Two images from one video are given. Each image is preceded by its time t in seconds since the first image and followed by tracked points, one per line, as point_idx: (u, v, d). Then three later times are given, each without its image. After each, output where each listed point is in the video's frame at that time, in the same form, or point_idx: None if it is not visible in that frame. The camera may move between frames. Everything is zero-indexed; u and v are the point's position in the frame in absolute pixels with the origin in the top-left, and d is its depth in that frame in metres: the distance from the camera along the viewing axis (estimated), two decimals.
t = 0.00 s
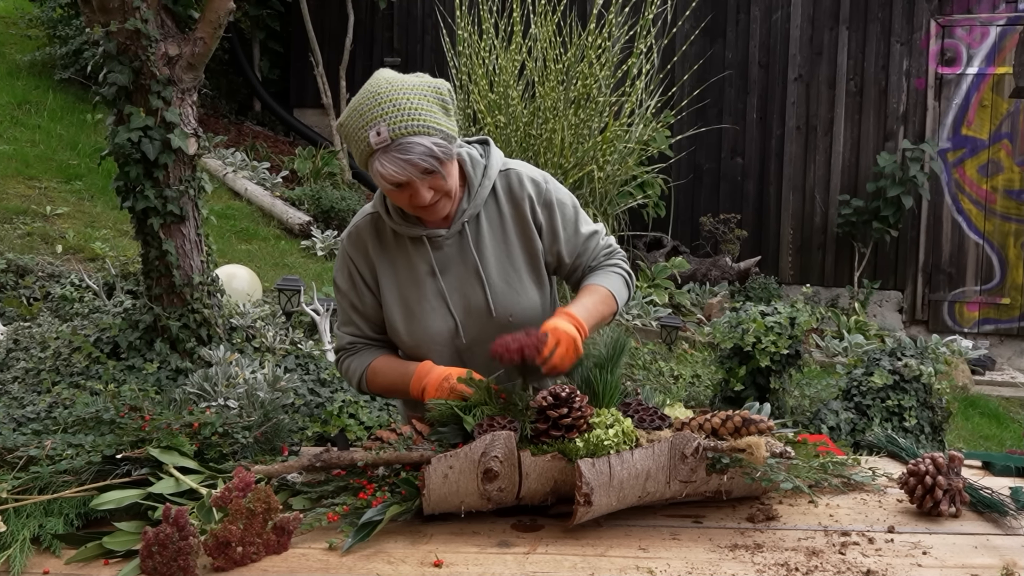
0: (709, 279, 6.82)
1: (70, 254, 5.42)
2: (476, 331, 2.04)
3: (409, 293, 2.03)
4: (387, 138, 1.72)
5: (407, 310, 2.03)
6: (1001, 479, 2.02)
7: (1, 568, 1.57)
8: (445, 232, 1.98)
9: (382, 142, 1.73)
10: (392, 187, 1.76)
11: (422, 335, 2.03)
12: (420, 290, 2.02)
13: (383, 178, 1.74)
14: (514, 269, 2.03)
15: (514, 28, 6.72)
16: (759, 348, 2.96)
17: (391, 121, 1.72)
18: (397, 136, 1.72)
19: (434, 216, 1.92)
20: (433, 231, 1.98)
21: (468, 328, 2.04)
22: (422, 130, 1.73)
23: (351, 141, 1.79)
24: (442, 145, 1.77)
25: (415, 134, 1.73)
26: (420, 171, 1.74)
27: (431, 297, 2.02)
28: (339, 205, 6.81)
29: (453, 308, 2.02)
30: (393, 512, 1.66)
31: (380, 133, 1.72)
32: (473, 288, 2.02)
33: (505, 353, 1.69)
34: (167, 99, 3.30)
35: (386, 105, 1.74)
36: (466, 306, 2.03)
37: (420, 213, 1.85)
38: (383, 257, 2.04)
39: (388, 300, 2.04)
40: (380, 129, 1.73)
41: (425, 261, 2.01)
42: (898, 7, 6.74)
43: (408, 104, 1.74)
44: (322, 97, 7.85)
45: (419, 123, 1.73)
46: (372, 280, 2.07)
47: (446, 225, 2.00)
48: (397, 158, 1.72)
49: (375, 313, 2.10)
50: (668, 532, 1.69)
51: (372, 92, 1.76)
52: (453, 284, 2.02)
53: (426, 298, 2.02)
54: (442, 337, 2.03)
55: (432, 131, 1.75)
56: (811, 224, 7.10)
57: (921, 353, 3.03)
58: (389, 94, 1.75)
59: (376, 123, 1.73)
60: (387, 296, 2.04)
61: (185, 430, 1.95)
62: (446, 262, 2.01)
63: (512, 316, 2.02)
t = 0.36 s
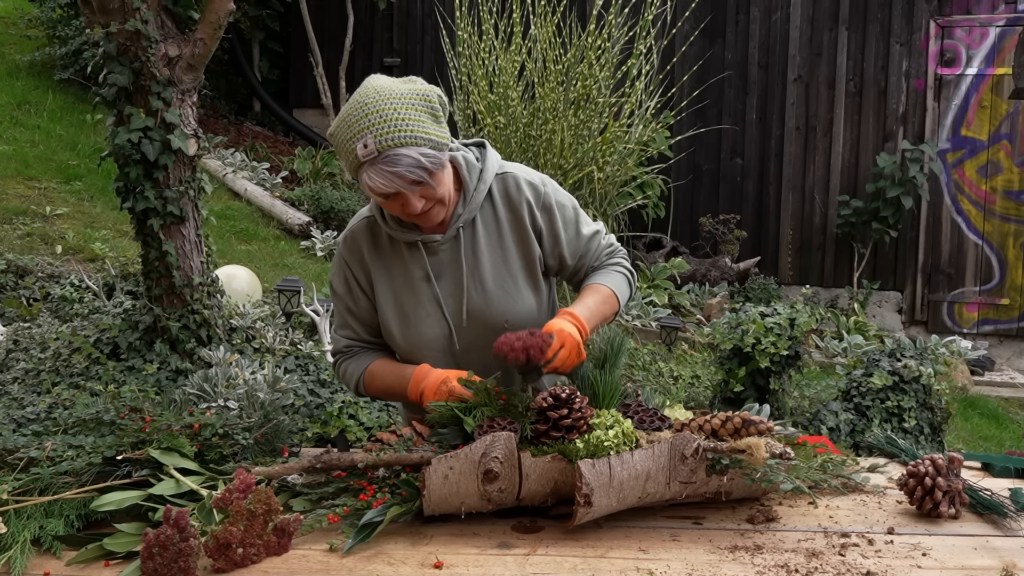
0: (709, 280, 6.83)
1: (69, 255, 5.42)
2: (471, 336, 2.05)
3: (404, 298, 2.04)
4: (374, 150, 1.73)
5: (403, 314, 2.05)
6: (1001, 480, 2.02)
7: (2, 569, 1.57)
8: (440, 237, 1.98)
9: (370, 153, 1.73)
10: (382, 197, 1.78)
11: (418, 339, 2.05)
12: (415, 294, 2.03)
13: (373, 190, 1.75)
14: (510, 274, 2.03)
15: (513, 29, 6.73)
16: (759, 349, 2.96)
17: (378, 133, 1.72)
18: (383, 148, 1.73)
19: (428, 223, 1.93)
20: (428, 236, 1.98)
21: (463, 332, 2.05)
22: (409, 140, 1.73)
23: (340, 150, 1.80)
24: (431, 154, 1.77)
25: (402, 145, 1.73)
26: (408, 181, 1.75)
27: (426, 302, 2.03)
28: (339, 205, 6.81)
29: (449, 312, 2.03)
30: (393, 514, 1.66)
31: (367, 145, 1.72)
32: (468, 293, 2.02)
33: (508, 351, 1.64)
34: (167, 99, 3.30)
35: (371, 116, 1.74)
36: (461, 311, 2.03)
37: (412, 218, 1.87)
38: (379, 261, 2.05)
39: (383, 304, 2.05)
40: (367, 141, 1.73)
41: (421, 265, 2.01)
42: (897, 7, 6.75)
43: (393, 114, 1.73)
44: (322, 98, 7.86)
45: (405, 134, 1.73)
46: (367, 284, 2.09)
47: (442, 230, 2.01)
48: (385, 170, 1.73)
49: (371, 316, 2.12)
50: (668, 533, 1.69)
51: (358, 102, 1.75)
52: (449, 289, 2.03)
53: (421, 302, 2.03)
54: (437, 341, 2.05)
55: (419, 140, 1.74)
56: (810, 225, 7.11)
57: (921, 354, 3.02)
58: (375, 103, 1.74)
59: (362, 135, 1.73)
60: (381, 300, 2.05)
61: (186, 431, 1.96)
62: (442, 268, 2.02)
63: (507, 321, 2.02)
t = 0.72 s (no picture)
0: (708, 280, 6.83)
1: (69, 254, 5.42)
2: (469, 337, 2.06)
3: (402, 300, 2.05)
4: (369, 156, 1.73)
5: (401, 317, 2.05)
6: (1001, 480, 2.02)
7: (3, 568, 1.56)
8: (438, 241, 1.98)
9: (365, 159, 1.73)
10: (378, 203, 1.78)
11: (416, 341, 2.06)
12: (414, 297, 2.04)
13: (368, 195, 1.76)
14: (508, 276, 2.03)
15: (513, 29, 6.73)
16: (759, 349, 2.96)
17: (372, 139, 1.72)
18: (378, 153, 1.73)
19: (425, 227, 1.93)
20: (426, 240, 1.98)
21: (461, 335, 2.06)
22: (403, 145, 1.73)
23: (337, 157, 1.80)
24: (426, 158, 1.76)
25: (397, 150, 1.73)
26: (404, 186, 1.75)
27: (425, 305, 2.04)
28: (338, 205, 6.81)
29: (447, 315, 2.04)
30: (394, 513, 1.66)
31: (361, 151, 1.72)
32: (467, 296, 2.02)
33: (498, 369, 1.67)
34: (168, 99, 3.30)
35: (365, 121, 1.74)
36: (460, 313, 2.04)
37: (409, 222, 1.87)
38: (377, 263, 2.06)
39: (380, 307, 2.06)
40: (361, 147, 1.73)
41: (419, 269, 2.01)
42: (897, 7, 6.75)
43: (387, 119, 1.73)
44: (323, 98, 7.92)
45: (399, 138, 1.73)
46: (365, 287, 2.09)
47: (440, 233, 2.00)
48: (380, 175, 1.73)
49: (369, 318, 2.14)
50: (668, 532, 1.69)
51: (352, 108, 1.75)
52: (447, 291, 2.03)
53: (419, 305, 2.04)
54: (435, 343, 2.06)
55: (413, 144, 1.74)
56: (810, 225, 7.11)
57: (921, 354, 3.02)
58: (369, 109, 1.74)
59: (357, 141, 1.73)
60: (378, 303, 2.06)
61: (186, 431, 1.96)
62: (440, 271, 2.02)
63: (506, 324, 2.03)
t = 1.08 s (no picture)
0: (708, 280, 6.84)
1: (69, 255, 5.42)
2: (467, 336, 2.06)
3: (398, 302, 2.05)
4: (377, 155, 1.73)
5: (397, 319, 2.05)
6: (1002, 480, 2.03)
7: (4, 569, 1.57)
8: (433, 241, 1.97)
9: (372, 158, 1.73)
10: (386, 203, 1.77)
11: (413, 342, 2.06)
12: (410, 298, 2.03)
13: (376, 195, 1.75)
14: (503, 274, 2.03)
15: (513, 30, 6.75)
16: (760, 349, 2.96)
17: (379, 136, 1.73)
18: (386, 151, 1.73)
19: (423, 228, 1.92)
20: (422, 241, 1.97)
21: (459, 334, 2.06)
22: (410, 142, 1.74)
23: (340, 160, 1.79)
24: (432, 155, 1.77)
25: (404, 147, 1.73)
26: (412, 184, 1.75)
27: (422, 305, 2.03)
28: (338, 205, 6.82)
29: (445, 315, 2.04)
30: (395, 513, 1.66)
31: (369, 150, 1.72)
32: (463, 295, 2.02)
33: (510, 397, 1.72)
34: (168, 99, 3.30)
35: (370, 120, 1.74)
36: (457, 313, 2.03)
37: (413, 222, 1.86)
38: (371, 267, 2.05)
39: (376, 309, 2.06)
40: (368, 147, 1.73)
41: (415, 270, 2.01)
42: (896, 7, 6.75)
43: (392, 117, 1.74)
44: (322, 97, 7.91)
45: (405, 135, 1.73)
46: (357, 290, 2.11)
47: (434, 235, 1.99)
48: (389, 172, 1.73)
49: (362, 320, 2.15)
50: (670, 533, 1.69)
51: (355, 109, 1.76)
52: (443, 291, 2.03)
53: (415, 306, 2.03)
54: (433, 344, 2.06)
55: (419, 141, 1.75)
56: (810, 225, 7.11)
57: (921, 354, 3.02)
58: (372, 107, 1.75)
59: (363, 141, 1.73)
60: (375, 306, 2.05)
61: (187, 431, 1.96)
62: (436, 271, 2.01)
63: (502, 322, 2.03)
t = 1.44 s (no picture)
0: (708, 280, 6.84)
1: (68, 254, 5.42)
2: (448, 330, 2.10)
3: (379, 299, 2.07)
4: (379, 143, 1.73)
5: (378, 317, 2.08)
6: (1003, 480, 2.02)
7: (5, 569, 1.56)
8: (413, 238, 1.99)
9: (374, 146, 1.73)
10: (386, 192, 1.76)
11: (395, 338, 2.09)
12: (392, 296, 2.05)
13: (378, 184, 1.74)
14: (483, 268, 2.06)
15: (513, 30, 6.75)
16: (760, 349, 2.95)
17: (381, 124, 1.73)
18: (389, 139, 1.73)
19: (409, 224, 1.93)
20: (402, 239, 1.99)
21: (440, 327, 2.10)
22: (411, 130, 1.75)
23: (336, 152, 1.78)
24: (430, 145, 1.79)
25: (406, 135, 1.75)
26: (414, 172, 1.76)
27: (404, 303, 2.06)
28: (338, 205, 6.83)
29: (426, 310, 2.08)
30: (396, 513, 1.66)
31: (371, 137, 1.72)
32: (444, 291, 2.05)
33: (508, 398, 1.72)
34: (168, 99, 3.30)
35: (369, 109, 1.74)
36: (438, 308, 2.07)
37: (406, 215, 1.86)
38: (349, 265, 2.06)
39: (357, 308, 2.07)
40: (370, 135, 1.73)
41: (397, 268, 2.03)
42: (896, 7, 6.75)
43: (392, 105, 1.75)
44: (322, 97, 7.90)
45: (405, 123, 1.75)
46: (335, 290, 2.10)
47: (414, 232, 2.01)
48: (393, 159, 1.73)
49: (340, 318, 2.16)
50: (671, 533, 1.69)
51: (353, 98, 1.76)
52: (424, 287, 2.06)
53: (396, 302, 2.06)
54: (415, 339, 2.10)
55: (419, 129, 1.77)
56: (809, 225, 7.11)
57: (921, 354, 3.02)
58: (370, 96, 1.75)
59: (365, 129, 1.73)
60: (356, 305, 2.07)
61: (187, 431, 1.96)
62: (416, 267, 2.04)
63: (483, 316, 2.07)
